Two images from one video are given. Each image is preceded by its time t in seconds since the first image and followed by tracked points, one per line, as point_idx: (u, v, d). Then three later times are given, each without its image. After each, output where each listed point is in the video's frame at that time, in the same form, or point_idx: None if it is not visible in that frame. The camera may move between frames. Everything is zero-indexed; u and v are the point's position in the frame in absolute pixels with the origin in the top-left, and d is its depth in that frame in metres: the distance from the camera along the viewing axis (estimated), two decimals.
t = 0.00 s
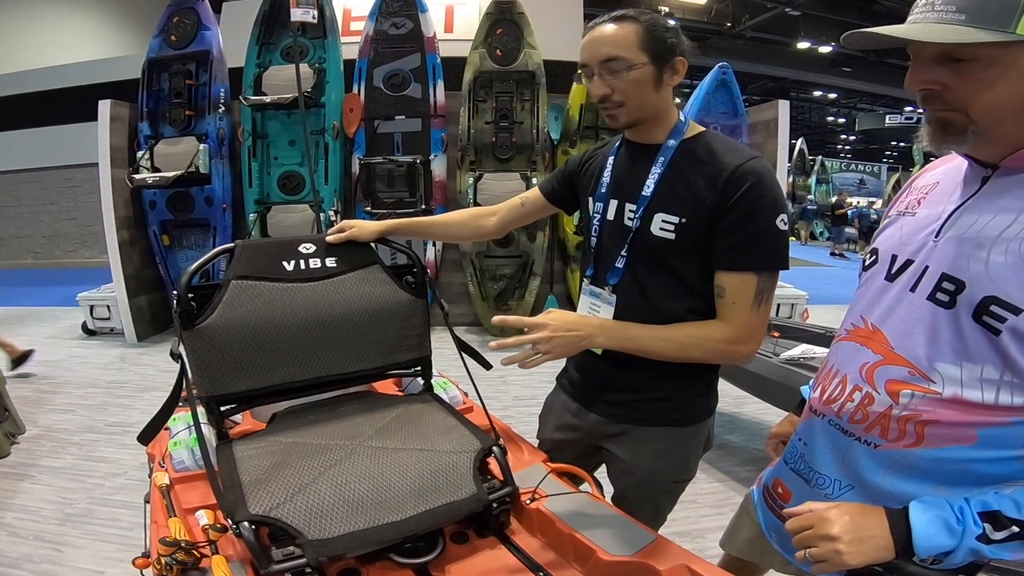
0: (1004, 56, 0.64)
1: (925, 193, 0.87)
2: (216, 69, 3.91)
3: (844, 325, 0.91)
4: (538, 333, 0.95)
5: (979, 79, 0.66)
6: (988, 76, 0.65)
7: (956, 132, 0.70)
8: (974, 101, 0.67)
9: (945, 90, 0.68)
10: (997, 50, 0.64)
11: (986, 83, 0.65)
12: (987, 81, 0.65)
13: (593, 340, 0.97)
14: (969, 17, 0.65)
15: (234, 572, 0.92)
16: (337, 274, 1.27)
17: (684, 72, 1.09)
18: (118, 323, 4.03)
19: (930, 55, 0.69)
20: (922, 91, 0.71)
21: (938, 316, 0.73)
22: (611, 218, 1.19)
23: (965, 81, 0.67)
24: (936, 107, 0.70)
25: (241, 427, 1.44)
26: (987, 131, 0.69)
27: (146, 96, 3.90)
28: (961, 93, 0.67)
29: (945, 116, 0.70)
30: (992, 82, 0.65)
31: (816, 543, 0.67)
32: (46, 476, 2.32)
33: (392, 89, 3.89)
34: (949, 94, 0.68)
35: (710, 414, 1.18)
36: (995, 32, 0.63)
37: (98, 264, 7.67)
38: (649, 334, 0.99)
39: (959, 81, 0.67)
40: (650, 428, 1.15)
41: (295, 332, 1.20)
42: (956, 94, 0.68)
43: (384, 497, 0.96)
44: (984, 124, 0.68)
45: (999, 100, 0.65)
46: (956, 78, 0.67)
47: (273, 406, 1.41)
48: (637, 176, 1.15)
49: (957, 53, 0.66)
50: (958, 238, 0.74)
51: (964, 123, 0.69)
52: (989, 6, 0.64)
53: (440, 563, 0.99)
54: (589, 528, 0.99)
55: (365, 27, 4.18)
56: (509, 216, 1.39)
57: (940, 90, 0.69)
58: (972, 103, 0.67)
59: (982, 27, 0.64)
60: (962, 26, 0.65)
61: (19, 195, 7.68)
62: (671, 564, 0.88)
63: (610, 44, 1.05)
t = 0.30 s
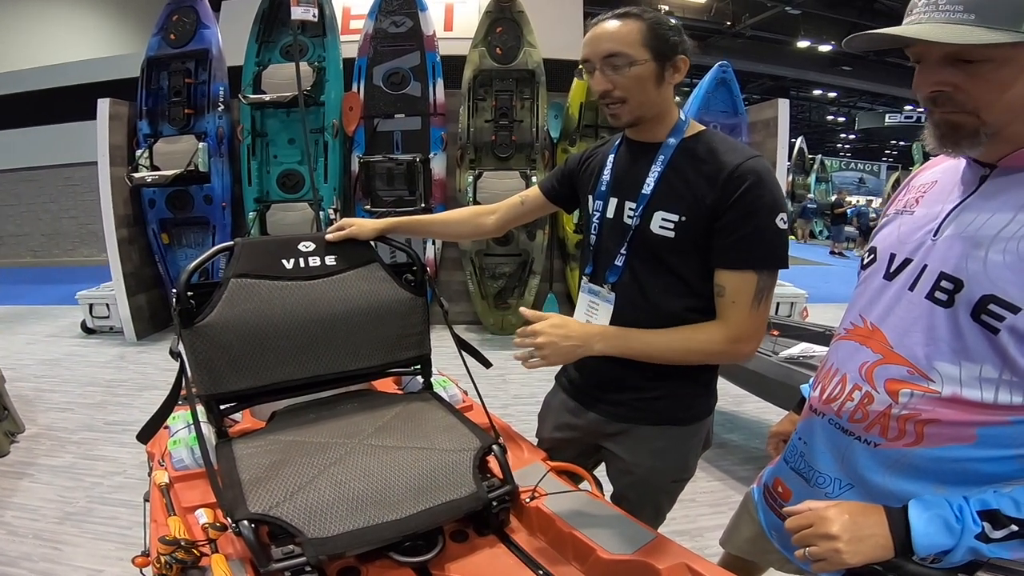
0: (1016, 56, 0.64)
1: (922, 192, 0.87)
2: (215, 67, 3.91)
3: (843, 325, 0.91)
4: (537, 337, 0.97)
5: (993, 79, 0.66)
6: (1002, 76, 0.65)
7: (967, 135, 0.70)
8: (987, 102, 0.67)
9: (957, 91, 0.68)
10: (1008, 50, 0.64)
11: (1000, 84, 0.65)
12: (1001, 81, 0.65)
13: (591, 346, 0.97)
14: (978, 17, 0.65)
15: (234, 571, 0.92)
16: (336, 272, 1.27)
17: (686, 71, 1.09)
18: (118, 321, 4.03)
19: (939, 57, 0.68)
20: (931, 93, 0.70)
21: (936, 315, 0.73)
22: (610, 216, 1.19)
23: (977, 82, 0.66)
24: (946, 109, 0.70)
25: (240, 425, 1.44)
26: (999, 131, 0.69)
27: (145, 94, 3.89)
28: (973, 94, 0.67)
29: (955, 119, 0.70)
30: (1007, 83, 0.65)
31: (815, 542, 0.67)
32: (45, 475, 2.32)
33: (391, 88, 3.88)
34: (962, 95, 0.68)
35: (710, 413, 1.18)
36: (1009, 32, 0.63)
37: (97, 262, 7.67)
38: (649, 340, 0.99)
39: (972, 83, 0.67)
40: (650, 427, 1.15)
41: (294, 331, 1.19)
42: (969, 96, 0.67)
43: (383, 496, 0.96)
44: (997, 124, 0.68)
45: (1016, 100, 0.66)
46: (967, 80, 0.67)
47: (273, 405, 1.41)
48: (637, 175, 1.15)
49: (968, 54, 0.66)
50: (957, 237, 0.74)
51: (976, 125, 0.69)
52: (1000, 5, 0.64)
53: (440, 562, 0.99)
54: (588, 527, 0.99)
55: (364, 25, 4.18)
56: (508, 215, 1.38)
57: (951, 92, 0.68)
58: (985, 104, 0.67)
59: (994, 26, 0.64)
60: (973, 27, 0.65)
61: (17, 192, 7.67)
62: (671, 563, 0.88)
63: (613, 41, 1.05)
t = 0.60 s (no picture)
0: (1012, 56, 0.64)
1: (920, 192, 0.87)
2: (215, 69, 3.91)
3: (843, 325, 0.91)
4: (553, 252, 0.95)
5: (990, 79, 0.66)
6: (999, 77, 0.65)
7: (965, 136, 0.70)
8: (985, 102, 0.67)
9: (954, 92, 0.68)
10: (1004, 50, 0.64)
11: (996, 85, 0.66)
12: (998, 81, 0.65)
13: (595, 288, 0.94)
14: (975, 18, 0.65)
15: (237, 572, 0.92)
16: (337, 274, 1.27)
17: (687, 71, 1.10)
18: (119, 323, 4.03)
19: (936, 58, 0.69)
20: (928, 93, 0.71)
21: (936, 315, 0.74)
22: (611, 217, 1.19)
23: (973, 82, 0.67)
24: (943, 110, 0.70)
25: (242, 426, 1.44)
26: (998, 131, 0.69)
27: (145, 95, 3.90)
28: (970, 95, 0.67)
29: (953, 120, 0.70)
30: (1003, 83, 0.65)
31: (817, 542, 0.68)
32: (47, 476, 2.32)
33: (391, 89, 3.89)
34: (958, 96, 0.68)
35: (711, 414, 1.18)
36: (1006, 33, 0.63)
37: (97, 264, 7.67)
38: (652, 304, 0.96)
39: (967, 84, 0.67)
40: (651, 428, 1.15)
41: (294, 333, 1.20)
42: (966, 97, 0.68)
43: (385, 496, 0.96)
44: (995, 124, 0.68)
45: (1013, 100, 0.66)
46: (963, 80, 0.67)
47: (274, 407, 1.41)
48: (637, 175, 1.15)
49: (964, 54, 0.66)
50: (955, 236, 0.74)
51: (974, 126, 0.69)
52: (996, 6, 0.64)
53: (441, 563, 0.99)
54: (590, 527, 0.99)
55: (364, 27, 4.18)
56: (508, 216, 1.38)
57: (947, 92, 0.69)
58: (983, 105, 0.67)
59: (991, 27, 0.64)
60: (970, 28, 0.65)
61: (17, 194, 7.68)
62: (673, 563, 0.88)
63: (619, 40, 1.06)
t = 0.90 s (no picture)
0: (987, 58, 0.64)
1: (921, 193, 0.87)
2: (217, 71, 3.92)
3: (843, 326, 0.91)
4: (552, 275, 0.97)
5: (964, 78, 0.66)
6: (971, 76, 0.66)
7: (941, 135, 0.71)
8: (958, 101, 0.67)
9: (933, 89, 0.69)
10: (982, 51, 0.64)
11: (969, 84, 0.66)
12: (971, 81, 0.66)
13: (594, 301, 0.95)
14: (958, 18, 0.66)
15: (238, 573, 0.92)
16: (339, 275, 1.27)
17: (689, 74, 1.11)
18: (120, 324, 4.04)
19: (920, 55, 0.70)
20: (911, 89, 0.72)
21: (936, 316, 0.74)
22: (613, 219, 1.20)
23: (949, 80, 0.67)
24: (925, 106, 0.71)
25: (243, 428, 1.45)
26: (971, 133, 0.69)
27: (147, 97, 3.91)
28: (946, 93, 0.68)
29: (933, 116, 0.71)
30: (975, 82, 0.65)
31: (817, 544, 0.68)
32: (49, 477, 2.33)
33: (393, 91, 3.89)
34: (936, 93, 0.69)
35: (713, 417, 1.18)
36: (980, 33, 0.63)
37: (100, 265, 7.70)
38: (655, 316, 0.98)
39: (943, 81, 0.68)
40: (652, 432, 1.15)
41: (296, 334, 1.20)
42: (942, 93, 0.68)
43: (385, 498, 0.96)
44: (969, 124, 0.68)
45: (984, 101, 0.65)
46: (941, 78, 0.68)
47: (275, 408, 1.41)
48: (639, 177, 1.15)
49: (945, 51, 0.67)
50: (954, 239, 0.74)
51: (950, 123, 0.70)
52: (980, 7, 0.64)
53: (442, 563, 1.00)
54: (589, 529, 0.99)
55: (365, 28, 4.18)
56: (510, 220, 1.39)
57: (928, 89, 0.70)
58: (957, 103, 0.68)
59: (970, 26, 0.64)
60: (950, 27, 0.66)
61: (20, 195, 7.71)
62: (673, 564, 0.88)
63: (624, 41, 1.06)
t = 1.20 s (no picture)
0: (991, 56, 0.64)
1: (924, 192, 0.87)
2: (218, 69, 3.92)
3: (846, 325, 0.91)
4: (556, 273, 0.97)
5: (970, 76, 0.66)
6: (976, 75, 0.65)
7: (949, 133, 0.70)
8: (964, 99, 0.67)
9: (939, 87, 0.69)
10: (987, 49, 0.64)
11: (975, 83, 0.66)
12: (977, 80, 0.65)
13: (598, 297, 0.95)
14: (964, 16, 0.65)
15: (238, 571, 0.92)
16: (340, 274, 1.27)
17: (692, 73, 1.11)
18: (121, 323, 4.04)
19: (926, 53, 0.70)
20: (918, 87, 0.72)
21: (939, 315, 0.73)
22: (615, 218, 1.19)
23: (955, 79, 0.67)
24: (931, 104, 0.71)
25: (244, 426, 1.45)
26: (978, 131, 0.69)
27: (148, 96, 3.91)
28: (952, 91, 0.68)
29: (939, 114, 0.71)
30: (980, 82, 0.65)
31: (819, 543, 0.67)
32: (50, 475, 2.33)
33: (393, 89, 3.89)
34: (943, 91, 0.69)
35: (715, 417, 1.18)
36: (986, 31, 0.63)
37: (101, 264, 7.71)
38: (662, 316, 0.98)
39: (949, 79, 0.68)
40: (654, 431, 1.15)
41: (297, 333, 1.20)
42: (949, 91, 0.68)
43: (385, 497, 0.96)
44: (975, 121, 0.68)
45: (989, 99, 0.65)
46: (947, 76, 0.68)
47: (276, 407, 1.42)
48: (641, 175, 1.15)
49: (951, 49, 0.67)
50: (958, 237, 0.74)
51: (957, 120, 0.69)
52: (986, 4, 0.64)
53: (442, 562, 0.99)
54: (590, 528, 0.99)
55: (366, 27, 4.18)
56: (511, 220, 1.39)
57: (934, 87, 0.70)
58: (963, 101, 0.67)
59: (976, 25, 0.64)
60: (956, 25, 0.66)
61: (21, 194, 7.73)
62: (674, 564, 0.88)
63: (629, 38, 1.06)
